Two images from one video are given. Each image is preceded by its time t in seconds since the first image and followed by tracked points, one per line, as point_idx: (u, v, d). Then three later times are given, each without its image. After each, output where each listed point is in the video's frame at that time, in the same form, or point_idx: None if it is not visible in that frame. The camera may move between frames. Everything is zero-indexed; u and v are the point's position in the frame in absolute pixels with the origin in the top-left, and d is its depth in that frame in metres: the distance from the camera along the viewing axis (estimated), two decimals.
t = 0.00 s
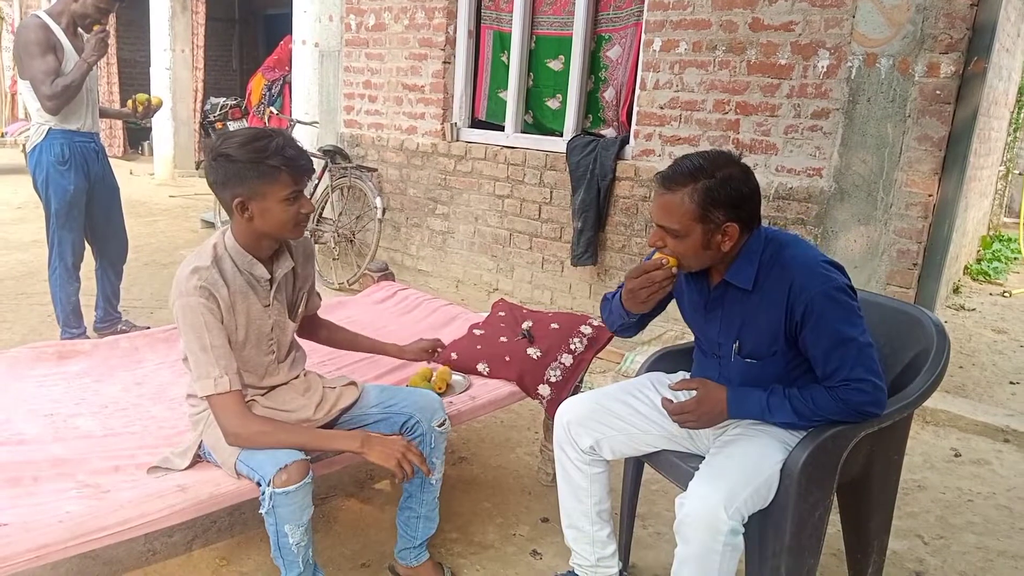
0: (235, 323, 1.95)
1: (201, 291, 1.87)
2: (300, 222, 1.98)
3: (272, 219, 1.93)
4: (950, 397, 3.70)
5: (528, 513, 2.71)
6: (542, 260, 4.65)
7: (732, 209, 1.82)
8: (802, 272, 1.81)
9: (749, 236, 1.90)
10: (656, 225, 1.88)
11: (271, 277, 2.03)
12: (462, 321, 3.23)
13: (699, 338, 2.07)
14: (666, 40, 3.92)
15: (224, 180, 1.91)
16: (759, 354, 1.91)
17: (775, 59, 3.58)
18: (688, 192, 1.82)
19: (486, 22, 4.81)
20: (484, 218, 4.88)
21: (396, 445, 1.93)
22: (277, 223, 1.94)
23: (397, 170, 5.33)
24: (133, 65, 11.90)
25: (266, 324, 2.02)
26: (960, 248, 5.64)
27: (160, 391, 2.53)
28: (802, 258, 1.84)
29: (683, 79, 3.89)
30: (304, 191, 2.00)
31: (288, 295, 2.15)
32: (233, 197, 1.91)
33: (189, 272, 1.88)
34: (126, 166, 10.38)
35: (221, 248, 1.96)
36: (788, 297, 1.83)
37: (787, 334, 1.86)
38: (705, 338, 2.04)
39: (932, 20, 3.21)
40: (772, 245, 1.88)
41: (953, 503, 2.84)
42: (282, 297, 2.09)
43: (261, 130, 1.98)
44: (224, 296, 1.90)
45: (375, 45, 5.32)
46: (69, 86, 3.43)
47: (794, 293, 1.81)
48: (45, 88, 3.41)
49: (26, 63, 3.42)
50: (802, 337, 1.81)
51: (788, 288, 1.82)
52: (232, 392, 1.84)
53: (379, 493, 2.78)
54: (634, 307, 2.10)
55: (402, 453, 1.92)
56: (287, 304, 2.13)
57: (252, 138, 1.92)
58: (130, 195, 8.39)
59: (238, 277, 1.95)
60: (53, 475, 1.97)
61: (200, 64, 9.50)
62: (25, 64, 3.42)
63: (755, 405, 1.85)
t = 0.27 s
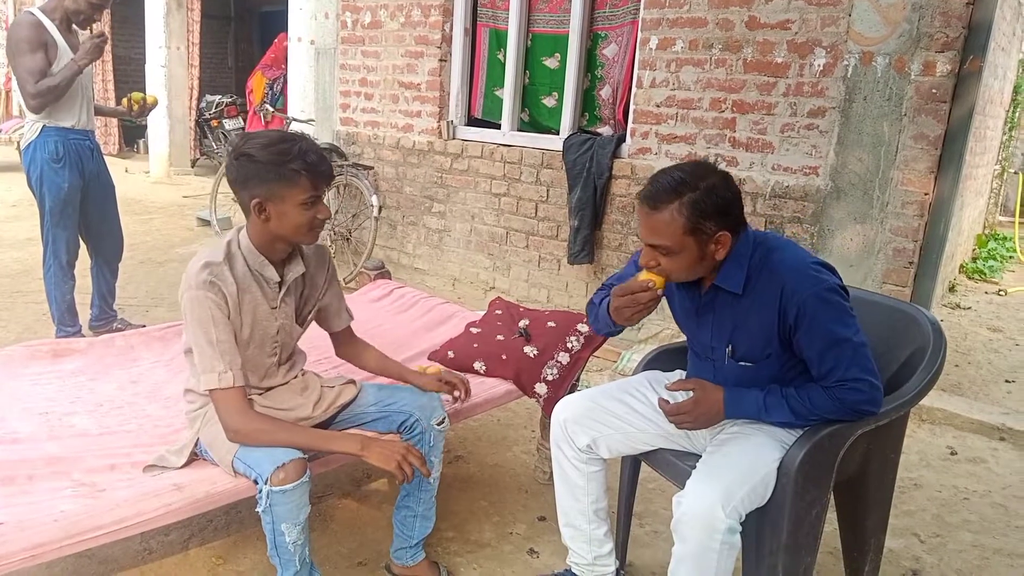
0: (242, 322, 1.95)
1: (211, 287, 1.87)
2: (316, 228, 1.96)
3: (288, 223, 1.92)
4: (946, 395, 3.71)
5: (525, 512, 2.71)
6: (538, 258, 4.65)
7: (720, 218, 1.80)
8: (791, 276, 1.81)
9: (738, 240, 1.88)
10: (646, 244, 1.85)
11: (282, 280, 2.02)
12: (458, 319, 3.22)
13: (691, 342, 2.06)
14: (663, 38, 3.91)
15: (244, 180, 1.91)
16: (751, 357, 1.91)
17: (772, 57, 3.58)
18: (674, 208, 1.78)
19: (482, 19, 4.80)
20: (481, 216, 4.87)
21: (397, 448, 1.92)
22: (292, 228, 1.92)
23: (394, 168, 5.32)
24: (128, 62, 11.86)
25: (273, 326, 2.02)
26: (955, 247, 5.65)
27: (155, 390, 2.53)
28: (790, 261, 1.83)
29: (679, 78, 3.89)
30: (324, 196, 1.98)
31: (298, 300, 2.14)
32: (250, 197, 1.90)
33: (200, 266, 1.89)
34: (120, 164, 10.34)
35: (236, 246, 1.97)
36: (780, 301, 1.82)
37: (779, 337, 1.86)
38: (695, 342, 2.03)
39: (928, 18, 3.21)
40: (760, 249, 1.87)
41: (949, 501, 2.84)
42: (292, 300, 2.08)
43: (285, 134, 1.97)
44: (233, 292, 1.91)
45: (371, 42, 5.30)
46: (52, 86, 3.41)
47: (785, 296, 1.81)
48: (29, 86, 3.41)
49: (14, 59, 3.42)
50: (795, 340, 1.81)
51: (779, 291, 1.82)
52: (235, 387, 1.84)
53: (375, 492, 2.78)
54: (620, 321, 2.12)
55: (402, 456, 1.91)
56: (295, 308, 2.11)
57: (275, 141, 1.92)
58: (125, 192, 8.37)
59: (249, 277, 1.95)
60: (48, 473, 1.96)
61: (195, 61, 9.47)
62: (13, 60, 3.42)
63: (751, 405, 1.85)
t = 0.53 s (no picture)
0: (257, 322, 1.95)
1: (230, 284, 1.88)
2: (343, 240, 1.94)
3: (316, 232, 1.90)
4: (949, 397, 3.70)
5: (527, 513, 2.71)
6: (541, 259, 4.64)
7: (686, 246, 1.81)
8: (767, 294, 1.80)
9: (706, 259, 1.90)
10: (620, 290, 1.84)
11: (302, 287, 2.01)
12: (461, 320, 3.23)
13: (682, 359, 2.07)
14: (666, 39, 3.91)
15: (277, 185, 1.89)
16: (740, 373, 1.92)
17: (775, 58, 3.58)
18: (640, 251, 1.78)
19: (485, 20, 4.80)
20: (483, 216, 4.87)
21: (403, 454, 1.93)
22: (320, 238, 1.90)
23: (396, 168, 5.32)
24: (130, 62, 11.88)
25: (287, 331, 2.02)
26: (958, 248, 5.64)
27: (157, 389, 2.53)
28: (765, 279, 1.82)
29: (682, 78, 3.88)
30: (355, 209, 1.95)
31: (317, 308, 2.12)
32: (281, 203, 1.88)
33: (223, 262, 1.90)
34: (123, 163, 10.35)
35: (262, 246, 1.97)
36: (760, 318, 1.82)
37: (766, 351, 1.85)
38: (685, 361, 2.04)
39: (932, 19, 3.21)
40: (733, 268, 1.87)
41: (952, 504, 2.84)
42: (310, 308, 2.07)
43: (324, 142, 1.95)
44: (252, 291, 1.91)
45: (373, 42, 5.31)
46: (33, 86, 3.38)
47: (764, 314, 1.80)
48: (14, 83, 3.41)
49: (9, 58, 3.44)
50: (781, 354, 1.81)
51: (757, 311, 1.82)
52: (246, 384, 1.84)
53: (377, 492, 2.78)
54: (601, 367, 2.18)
55: (407, 461, 1.93)
56: (311, 316, 2.11)
57: (313, 149, 1.89)
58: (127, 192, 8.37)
59: (270, 280, 1.95)
60: (51, 472, 1.96)
61: (198, 61, 9.47)
62: (9, 58, 3.43)
63: (750, 417, 1.84)
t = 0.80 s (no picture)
0: (267, 318, 1.95)
1: (241, 280, 1.88)
2: (355, 244, 1.93)
3: (330, 235, 1.90)
4: (951, 399, 3.70)
5: (529, 513, 2.71)
6: (543, 259, 4.64)
7: (664, 274, 1.77)
8: (745, 313, 1.77)
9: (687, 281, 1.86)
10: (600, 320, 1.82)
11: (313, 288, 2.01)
12: (463, 320, 3.23)
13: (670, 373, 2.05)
14: (669, 40, 3.91)
15: (294, 186, 1.89)
16: (730, 388, 1.90)
17: (779, 59, 3.57)
18: (617, 284, 1.74)
19: (488, 20, 4.80)
20: (486, 216, 4.87)
21: (408, 453, 1.94)
22: (334, 241, 1.90)
23: (399, 168, 5.32)
24: (133, 61, 11.90)
25: (297, 331, 2.03)
26: (961, 251, 5.63)
27: (160, 387, 2.53)
28: (743, 297, 1.79)
29: (685, 79, 3.88)
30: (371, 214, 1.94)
31: (327, 308, 2.13)
32: (297, 203, 1.89)
33: (234, 257, 1.91)
34: (126, 162, 10.37)
35: (275, 244, 1.98)
36: (742, 337, 1.79)
37: (753, 366, 1.84)
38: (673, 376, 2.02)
39: (937, 21, 3.21)
40: (711, 287, 1.84)
41: (954, 506, 2.83)
42: (320, 308, 2.08)
43: (344, 147, 1.94)
44: (263, 289, 1.92)
45: (377, 42, 5.31)
46: (26, 85, 3.38)
47: (746, 334, 1.78)
48: (13, 82, 3.42)
49: (12, 56, 3.45)
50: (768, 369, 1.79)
51: (739, 330, 1.79)
52: (255, 378, 1.84)
53: (379, 492, 2.78)
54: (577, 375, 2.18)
55: (410, 461, 1.93)
56: (320, 317, 2.11)
57: (334, 153, 1.89)
58: (131, 191, 8.38)
59: (281, 278, 1.95)
60: (53, 470, 1.96)
61: (201, 60, 9.48)
62: (11, 56, 3.45)
63: (747, 426, 1.85)
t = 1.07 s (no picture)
0: (268, 321, 1.95)
1: (243, 282, 1.89)
2: (355, 250, 1.94)
3: (330, 242, 1.90)
4: (953, 401, 3.69)
5: (529, 515, 2.70)
6: (544, 261, 4.64)
7: (675, 270, 1.75)
8: (756, 309, 1.77)
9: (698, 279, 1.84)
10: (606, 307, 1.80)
11: (314, 292, 2.02)
12: (464, 322, 3.23)
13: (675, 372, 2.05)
14: (671, 42, 3.91)
15: (298, 192, 1.89)
16: (735, 386, 1.90)
17: (780, 61, 3.57)
18: (627, 274, 1.73)
19: (490, 22, 4.81)
20: (487, 218, 4.87)
21: (414, 453, 1.94)
22: (334, 247, 1.91)
23: (400, 169, 5.32)
24: (135, 62, 11.92)
25: (298, 333, 2.04)
26: (962, 253, 5.63)
27: (161, 389, 2.53)
28: (754, 294, 1.79)
29: (687, 81, 3.88)
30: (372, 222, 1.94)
31: (328, 311, 2.13)
32: (298, 208, 1.89)
33: (234, 258, 1.92)
34: (127, 163, 10.38)
35: (276, 248, 1.98)
36: (750, 334, 1.79)
37: (760, 364, 1.83)
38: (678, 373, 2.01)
39: (938, 24, 3.21)
40: (721, 283, 1.83)
41: (955, 509, 2.83)
42: (321, 311, 2.08)
43: (348, 152, 1.94)
44: (265, 291, 1.92)
45: (378, 44, 5.32)
46: (33, 86, 3.38)
47: (755, 330, 1.77)
48: (19, 85, 3.42)
49: (15, 59, 3.46)
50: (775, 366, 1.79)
51: (748, 327, 1.78)
52: (260, 379, 1.84)
53: (380, 493, 2.78)
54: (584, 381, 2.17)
55: (418, 461, 1.93)
56: (321, 320, 2.11)
57: (337, 160, 1.89)
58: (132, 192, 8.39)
59: (283, 281, 1.96)
60: (54, 472, 1.96)
61: (203, 62, 9.48)
62: (13, 58, 3.45)
63: (750, 427, 1.84)
